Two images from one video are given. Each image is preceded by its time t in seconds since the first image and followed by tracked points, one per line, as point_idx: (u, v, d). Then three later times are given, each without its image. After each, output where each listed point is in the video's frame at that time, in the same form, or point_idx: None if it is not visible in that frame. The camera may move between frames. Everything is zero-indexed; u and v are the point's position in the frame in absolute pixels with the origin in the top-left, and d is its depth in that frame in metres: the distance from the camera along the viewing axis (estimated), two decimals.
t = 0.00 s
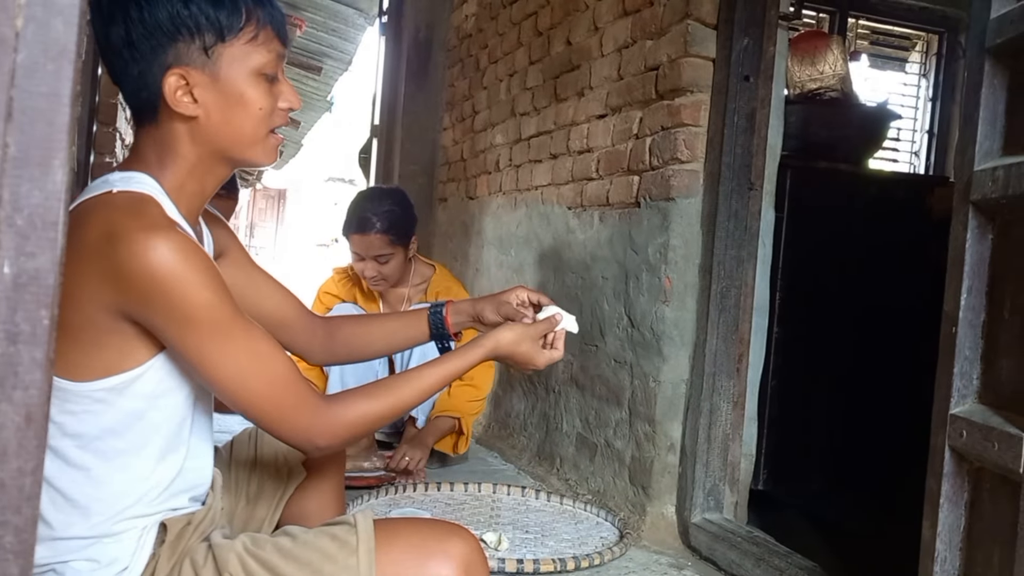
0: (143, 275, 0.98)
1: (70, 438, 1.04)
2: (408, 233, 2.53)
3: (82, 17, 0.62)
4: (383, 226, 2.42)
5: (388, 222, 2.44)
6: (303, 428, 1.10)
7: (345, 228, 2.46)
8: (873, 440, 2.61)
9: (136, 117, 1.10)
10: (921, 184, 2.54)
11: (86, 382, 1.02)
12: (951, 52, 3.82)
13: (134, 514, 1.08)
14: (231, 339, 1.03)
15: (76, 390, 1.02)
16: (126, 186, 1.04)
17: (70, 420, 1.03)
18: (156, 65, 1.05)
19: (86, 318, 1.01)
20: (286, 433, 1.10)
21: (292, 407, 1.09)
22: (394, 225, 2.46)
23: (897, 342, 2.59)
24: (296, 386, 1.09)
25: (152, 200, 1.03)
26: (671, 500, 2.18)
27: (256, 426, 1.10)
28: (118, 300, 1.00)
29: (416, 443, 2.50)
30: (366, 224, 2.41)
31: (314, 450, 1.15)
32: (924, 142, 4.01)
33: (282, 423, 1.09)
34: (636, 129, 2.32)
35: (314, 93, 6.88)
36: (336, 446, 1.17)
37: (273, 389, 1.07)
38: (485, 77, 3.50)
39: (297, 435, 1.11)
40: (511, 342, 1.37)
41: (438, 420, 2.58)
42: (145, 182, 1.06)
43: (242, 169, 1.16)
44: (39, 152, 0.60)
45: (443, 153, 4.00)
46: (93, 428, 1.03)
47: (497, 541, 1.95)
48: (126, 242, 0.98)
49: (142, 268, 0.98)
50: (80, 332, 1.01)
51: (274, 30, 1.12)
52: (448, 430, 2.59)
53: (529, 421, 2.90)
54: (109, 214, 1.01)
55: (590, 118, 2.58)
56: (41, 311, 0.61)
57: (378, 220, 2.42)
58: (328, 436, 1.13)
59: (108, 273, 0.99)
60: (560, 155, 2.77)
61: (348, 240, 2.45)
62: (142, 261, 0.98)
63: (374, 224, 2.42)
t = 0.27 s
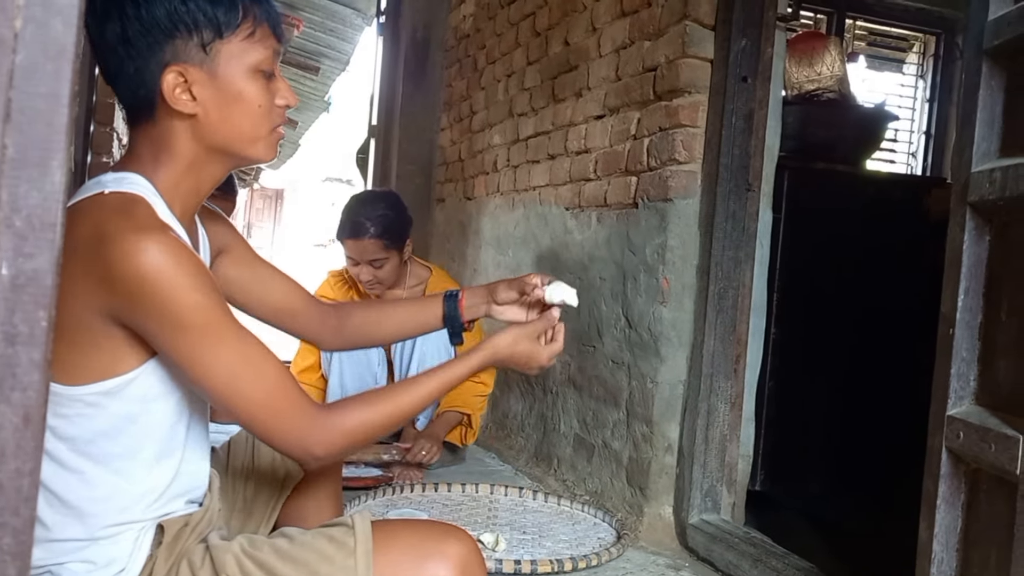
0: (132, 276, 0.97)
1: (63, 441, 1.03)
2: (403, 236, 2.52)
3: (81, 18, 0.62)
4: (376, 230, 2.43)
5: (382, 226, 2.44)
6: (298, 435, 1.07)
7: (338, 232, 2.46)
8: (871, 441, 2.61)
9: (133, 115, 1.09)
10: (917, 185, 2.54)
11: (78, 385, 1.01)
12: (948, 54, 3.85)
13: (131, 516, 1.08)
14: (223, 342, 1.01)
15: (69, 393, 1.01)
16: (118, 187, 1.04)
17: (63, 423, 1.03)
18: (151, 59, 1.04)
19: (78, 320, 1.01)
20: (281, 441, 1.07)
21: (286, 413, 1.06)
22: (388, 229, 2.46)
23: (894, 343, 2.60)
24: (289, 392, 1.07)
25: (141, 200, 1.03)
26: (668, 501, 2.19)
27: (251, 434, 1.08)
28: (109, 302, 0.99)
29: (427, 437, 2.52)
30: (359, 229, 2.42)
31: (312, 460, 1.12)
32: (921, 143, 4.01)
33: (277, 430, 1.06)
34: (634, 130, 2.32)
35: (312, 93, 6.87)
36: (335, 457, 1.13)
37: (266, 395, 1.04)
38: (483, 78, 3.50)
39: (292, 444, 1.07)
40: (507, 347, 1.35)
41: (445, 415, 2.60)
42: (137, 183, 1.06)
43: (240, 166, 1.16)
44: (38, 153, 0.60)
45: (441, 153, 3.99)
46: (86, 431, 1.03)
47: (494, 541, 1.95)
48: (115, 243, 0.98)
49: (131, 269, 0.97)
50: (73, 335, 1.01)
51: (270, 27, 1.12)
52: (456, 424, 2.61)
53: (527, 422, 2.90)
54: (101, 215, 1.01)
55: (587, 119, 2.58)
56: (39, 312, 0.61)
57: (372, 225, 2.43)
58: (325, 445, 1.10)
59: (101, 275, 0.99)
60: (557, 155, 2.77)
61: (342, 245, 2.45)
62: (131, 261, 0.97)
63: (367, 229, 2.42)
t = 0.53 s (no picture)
0: (115, 276, 0.92)
1: (59, 441, 1.03)
2: (404, 233, 2.51)
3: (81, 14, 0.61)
4: (376, 227, 2.43)
5: (382, 223, 2.43)
6: (261, 475, 0.96)
7: (340, 230, 2.47)
8: (872, 441, 2.61)
9: (133, 115, 1.09)
10: (918, 183, 2.54)
11: (74, 386, 1.01)
12: (948, 53, 3.85)
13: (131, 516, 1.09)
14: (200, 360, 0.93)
15: (64, 392, 1.01)
16: (116, 186, 1.03)
17: (60, 424, 1.02)
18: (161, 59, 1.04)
19: (71, 319, 0.99)
20: (244, 479, 0.96)
21: (254, 448, 0.95)
22: (388, 226, 2.45)
23: (894, 342, 2.59)
24: (264, 424, 0.96)
25: (138, 202, 1.01)
26: (668, 499, 2.18)
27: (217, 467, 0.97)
28: (98, 302, 0.96)
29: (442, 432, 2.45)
30: (360, 226, 2.42)
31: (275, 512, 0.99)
32: (921, 142, 4.01)
33: (240, 466, 0.95)
34: (635, 128, 2.32)
35: (311, 92, 6.87)
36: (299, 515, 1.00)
37: (235, 424, 0.94)
38: (483, 76, 3.50)
39: (253, 483, 0.96)
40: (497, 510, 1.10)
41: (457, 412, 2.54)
42: (137, 183, 1.05)
43: (241, 161, 1.16)
44: (37, 150, 0.59)
45: (440, 152, 3.99)
46: (82, 430, 1.03)
47: (494, 540, 1.95)
48: (105, 241, 0.94)
49: (115, 268, 0.92)
50: (66, 334, 0.99)
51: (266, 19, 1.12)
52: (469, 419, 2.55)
53: (526, 421, 2.89)
54: (103, 216, 0.98)
55: (588, 117, 2.58)
56: (38, 309, 0.61)
57: (372, 222, 2.42)
58: (292, 491, 0.98)
59: (94, 274, 0.95)
60: (557, 154, 2.76)
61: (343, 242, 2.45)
62: (116, 261, 0.92)
63: (368, 225, 2.42)
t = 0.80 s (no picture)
0: (113, 269, 0.92)
1: (57, 441, 1.03)
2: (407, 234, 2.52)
3: (82, 16, 0.61)
4: (381, 227, 2.42)
5: (387, 224, 2.43)
6: (265, 463, 0.95)
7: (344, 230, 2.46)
8: (873, 442, 2.61)
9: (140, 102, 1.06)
10: (918, 184, 2.54)
11: (71, 384, 1.01)
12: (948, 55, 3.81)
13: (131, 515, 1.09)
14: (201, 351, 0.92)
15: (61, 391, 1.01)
16: (112, 182, 1.02)
17: (58, 424, 1.02)
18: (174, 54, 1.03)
19: (67, 314, 0.98)
20: (249, 468, 0.95)
21: (258, 435, 0.95)
22: (393, 227, 2.45)
23: (895, 343, 2.59)
24: (267, 411, 0.96)
25: (135, 196, 1.00)
26: (668, 500, 2.18)
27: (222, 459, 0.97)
28: (95, 295, 0.96)
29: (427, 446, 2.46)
30: (365, 226, 2.42)
31: (282, 501, 0.98)
32: (921, 143, 4.01)
33: (245, 455, 0.94)
34: (635, 129, 2.32)
35: (312, 92, 6.87)
36: (306, 505, 0.99)
37: (239, 413, 0.93)
38: (484, 77, 3.50)
39: (259, 471, 0.95)
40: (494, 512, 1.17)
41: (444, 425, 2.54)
42: (133, 178, 1.04)
43: (237, 167, 1.15)
44: (38, 151, 0.59)
45: (441, 152, 3.99)
46: (80, 430, 1.03)
47: (494, 541, 1.95)
48: (103, 234, 0.93)
49: (114, 261, 0.92)
50: (62, 328, 0.99)
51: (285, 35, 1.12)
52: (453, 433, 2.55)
53: (527, 421, 2.90)
54: (101, 211, 0.97)
55: (588, 118, 2.58)
56: (39, 311, 0.61)
57: (378, 223, 2.42)
58: (297, 477, 0.97)
59: (92, 268, 0.94)
60: (558, 155, 2.77)
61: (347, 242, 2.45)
62: (115, 253, 0.92)
63: (373, 226, 2.42)
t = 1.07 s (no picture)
0: (144, 268, 0.94)
1: (69, 435, 1.03)
2: (416, 233, 2.51)
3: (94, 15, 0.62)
4: (391, 227, 2.41)
5: (396, 224, 2.42)
6: (258, 478, 0.99)
7: (351, 229, 2.43)
8: (876, 443, 2.61)
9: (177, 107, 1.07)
10: (923, 185, 2.55)
11: (83, 374, 1.01)
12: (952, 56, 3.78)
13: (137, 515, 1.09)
14: (217, 355, 0.95)
15: (72, 384, 1.01)
16: (141, 181, 1.02)
17: (70, 417, 1.02)
18: (226, 69, 1.04)
19: (86, 304, 0.98)
20: (241, 481, 0.99)
21: (257, 450, 0.99)
22: (401, 226, 2.44)
23: (899, 344, 2.59)
24: (268, 428, 1.00)
25: (164, 194, 1.01)
26: (672, 501, 2.18)
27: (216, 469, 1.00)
28: (118, 290, 0.96)
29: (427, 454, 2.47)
30: (373, 226, 2.39)
31: (268, 518, 1.03)
32: (925, 145, 4.01)
33: (242, 466, 0.98)
34: (640, 130, 2.32)
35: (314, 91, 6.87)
36: (290, 523, 1.05)
37: (243, 424, 0.97)
38: (487, 77, 3.50)
39: (250, 486, 0.99)
40: (473, 526, 1.27)
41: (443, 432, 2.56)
42: (160, 178, 1.04)
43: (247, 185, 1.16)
44: (51, 150, 0.60)
45: (444, 152, 3.99)
46: (91, 426, 1.03)
47: (498, 541, 1.95)
48: (135, 231, 0.95)
49: (145, 261, 0.93)
50: (79, 317, 0.99)
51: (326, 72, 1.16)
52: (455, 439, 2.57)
53: (530, 421, 2.90)
54: (128, 203, 0.99)
55: (593, 118, 2.58)
56: (51, 308, 0.61)
57: (386, 223, 2.40)
58: (287, 497, 1.02)
59: (117, 260, 0.96)
60: (562, 155, 2.77)
61: (356, 242, 2.43)
62: (147, 252, 0.93)
63: (382, 226, 2.40)
